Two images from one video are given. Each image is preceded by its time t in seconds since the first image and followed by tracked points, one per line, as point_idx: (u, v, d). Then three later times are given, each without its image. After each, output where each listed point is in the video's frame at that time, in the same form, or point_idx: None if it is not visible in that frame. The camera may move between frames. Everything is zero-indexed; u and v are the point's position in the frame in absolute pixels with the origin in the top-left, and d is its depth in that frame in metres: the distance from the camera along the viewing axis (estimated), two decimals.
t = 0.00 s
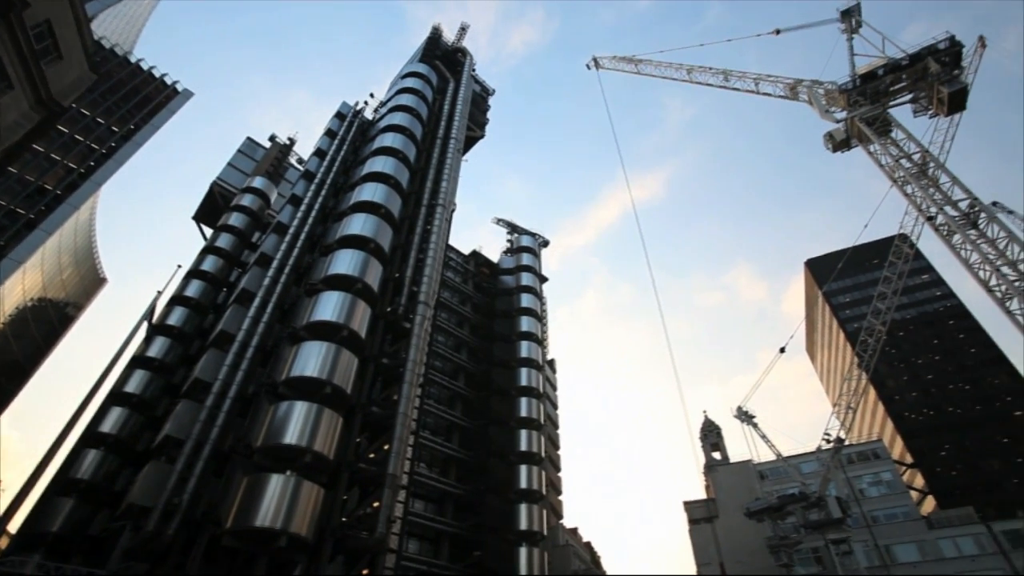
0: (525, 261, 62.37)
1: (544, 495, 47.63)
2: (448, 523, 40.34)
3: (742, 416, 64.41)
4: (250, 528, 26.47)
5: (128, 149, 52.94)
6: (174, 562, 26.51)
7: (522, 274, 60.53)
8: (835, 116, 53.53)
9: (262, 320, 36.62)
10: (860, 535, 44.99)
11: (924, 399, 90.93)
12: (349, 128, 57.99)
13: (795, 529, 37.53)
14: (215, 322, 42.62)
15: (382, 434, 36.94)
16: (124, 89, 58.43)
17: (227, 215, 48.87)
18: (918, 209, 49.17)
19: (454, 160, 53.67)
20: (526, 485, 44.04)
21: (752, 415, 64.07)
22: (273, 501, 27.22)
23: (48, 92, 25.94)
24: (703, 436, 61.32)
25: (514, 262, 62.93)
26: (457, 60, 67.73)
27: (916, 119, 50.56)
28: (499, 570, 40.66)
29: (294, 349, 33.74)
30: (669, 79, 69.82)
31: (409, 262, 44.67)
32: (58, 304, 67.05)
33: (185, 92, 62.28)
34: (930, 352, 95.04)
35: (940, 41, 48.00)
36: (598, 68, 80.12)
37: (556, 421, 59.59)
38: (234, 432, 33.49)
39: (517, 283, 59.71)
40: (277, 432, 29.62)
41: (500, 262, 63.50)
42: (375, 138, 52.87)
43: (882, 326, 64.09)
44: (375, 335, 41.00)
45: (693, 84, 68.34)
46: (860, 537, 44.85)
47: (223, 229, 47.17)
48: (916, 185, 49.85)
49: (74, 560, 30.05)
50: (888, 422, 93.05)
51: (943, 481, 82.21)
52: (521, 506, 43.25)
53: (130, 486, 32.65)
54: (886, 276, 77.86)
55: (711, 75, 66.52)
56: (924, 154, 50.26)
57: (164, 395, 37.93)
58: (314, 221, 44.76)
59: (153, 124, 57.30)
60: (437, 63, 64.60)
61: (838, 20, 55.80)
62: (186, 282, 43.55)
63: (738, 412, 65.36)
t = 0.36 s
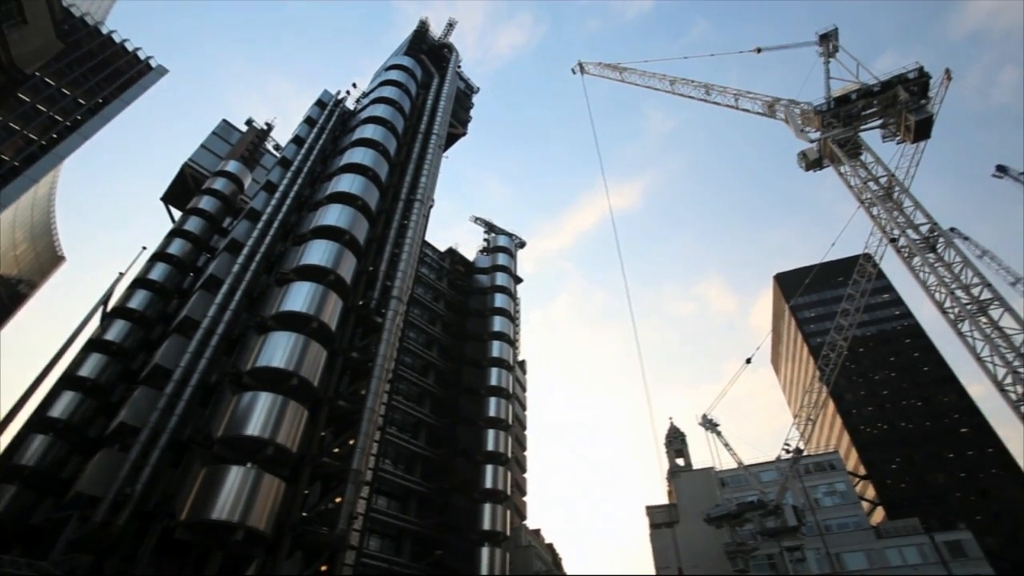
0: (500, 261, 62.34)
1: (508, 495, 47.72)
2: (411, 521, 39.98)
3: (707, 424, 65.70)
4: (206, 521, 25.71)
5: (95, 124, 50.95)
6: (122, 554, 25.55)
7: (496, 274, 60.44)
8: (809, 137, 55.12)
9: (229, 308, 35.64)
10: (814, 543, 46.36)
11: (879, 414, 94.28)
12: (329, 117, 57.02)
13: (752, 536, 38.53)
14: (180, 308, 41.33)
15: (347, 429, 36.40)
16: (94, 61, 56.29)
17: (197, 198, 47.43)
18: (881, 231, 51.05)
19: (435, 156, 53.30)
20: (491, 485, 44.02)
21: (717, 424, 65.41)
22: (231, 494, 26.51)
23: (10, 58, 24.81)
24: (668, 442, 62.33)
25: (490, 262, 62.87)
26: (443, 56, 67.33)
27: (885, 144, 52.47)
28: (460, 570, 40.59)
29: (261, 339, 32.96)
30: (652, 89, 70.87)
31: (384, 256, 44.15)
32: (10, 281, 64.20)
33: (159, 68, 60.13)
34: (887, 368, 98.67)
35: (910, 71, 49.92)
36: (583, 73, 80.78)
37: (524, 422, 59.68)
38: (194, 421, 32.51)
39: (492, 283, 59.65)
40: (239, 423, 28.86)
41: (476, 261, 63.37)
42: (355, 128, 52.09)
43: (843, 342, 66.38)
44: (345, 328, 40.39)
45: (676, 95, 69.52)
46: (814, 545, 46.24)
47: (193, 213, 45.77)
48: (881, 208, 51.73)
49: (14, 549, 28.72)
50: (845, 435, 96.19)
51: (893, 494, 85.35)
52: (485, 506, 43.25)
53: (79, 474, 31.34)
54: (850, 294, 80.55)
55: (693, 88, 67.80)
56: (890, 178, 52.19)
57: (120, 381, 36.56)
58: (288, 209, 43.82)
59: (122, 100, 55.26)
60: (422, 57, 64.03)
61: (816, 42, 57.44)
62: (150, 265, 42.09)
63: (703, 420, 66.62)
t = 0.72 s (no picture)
0: (476, 259, 62.16)
1: (473, 495, 47.58)
2: (373, 518, 39.41)
3: (672, 430, 66.75)
4: (160, 512, 24.88)
5: (61, 94, 48.90)
6: (67, 544, 24.51)
7: (471, 273, 60.24)
8: (784, 155, 56.65)
9: (195, 293, 34.54)
10: (770, 549, 47.69)
11: (837, 426, 97.32)
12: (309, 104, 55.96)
13: (711, 541, 39.40)
14: (142, 291, 39.89)
15: (313, 422, 35.72)
16: (61, 29, 53.74)
17: (167, 178, 45.90)
18: (847, 249, 52.79)
19: (415, 150, 52.84)
20: (456, 484, 43.87)
21: (682, 430, 66.49)
22: (188, 485, 25.71)
23: None
24: (634, 447, 63.14)
25: (465, 260, 62.62)
26: (429, 50, 66.84)
27: (854, 166, 54.29)
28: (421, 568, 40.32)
29: (227, 327, 32.08)
30: (635, 98, 71.94)
31: (359, 249, 43.51)
32: None
33: (132, 41, 58.02)
34: (846, 383, 102.06)
35: (881, 97, 51.82)
36: (568, 77, 81.34)
37: (492, 421, 59.59)
38: (152, 409, 31.40)
39: (466, 281, 59.45)
40: (200, 412, 28.03)
41: (451, 258, 63.03)
42: (335, 117, 51.23)
43: (806, 355, 68.44)
44: (315, 320, 39.63)
45: (658, 106, 70.64)
46: (770, 552, 47.56)
47: (161, 193, 44.25)
48: (848, 227, 53.48)
49: None
50: (804, 445, 98.92)
51: (846, 504, 88.18)
52: (449, 504, 43.08)
53: (24, 460, 29.88)
54: (815, 309, 83.09)
55: (675, 100, 69.02)
56: (858, 199, 54.02)
57: (74, 364, 35.03)
58: (262, 195, 42.76)
59: (90, 72, 53.15)
60: (408, 50, 63.39)
61: (795, 63, 59.08)
62: (113, 245, 40.52)
63: (668, 426, 67.68)
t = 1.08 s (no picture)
0: (452, 257, 61.87)
1: (438, 494, 47.33)
2: (336, 514, 38.81)
3: (639, 435, 67.65)
4: (112, 502, 23.99)
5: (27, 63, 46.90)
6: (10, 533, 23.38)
7: (447, 270, 59.93)
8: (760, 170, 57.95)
9: (160, 277, 33.41)
10: (729, 555, 48.79)
11: (798, 436, 100.04)
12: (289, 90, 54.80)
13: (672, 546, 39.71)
14: (104, 272, 38.42)
15: (278, 414, 35.00)
16: None
17: (136, 157, 44.32)
18: (816, 265, 54.35)
19: (396, 144, 52.30)
20: (422, 482, 43.58)
21: (649, 436, 67.43)
22: (143, 475, 24.85)
23: None
24: (601, 450, 63.77)
25: (442, 257, 62.27)
26: (415, 44, 66.23)
27: (826, 184, 55.88)
28: (383, 566, 39.97)
29: (193, 314, 31.16)
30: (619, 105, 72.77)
31: (334, 240, 42.81)
32: None
33: (105, 13, 56.07)
34: (808, 395, 105.06)
35: (854, 119, 53.52)
36: (553, 80, 81.75)
37: (461, 420, 59.33)
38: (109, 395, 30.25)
39: (442, 278, 59.11)
40: (160, 400, 27.15)
41: (428, 255, 62.62)
42: (316, 106, 50.28)
43: (772, 366, 70.21)
44: (286, 310, 38.81)
45: (641, 114, 71.57)
46: (728, 557, 48.65)
47: (129, 172, 42.70)
48: (818, 244, 55.06)
49: None
50: (765, 454, 101.38)
51: (803, 512, 90.69)
52: (414, 502, 42.77)
53: None
54: (783, 321, 85.23)
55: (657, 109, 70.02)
56: (828, 217, 55.64)
57: (27, 345, 33.48)
58: (236, 180, 41.67)
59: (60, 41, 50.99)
60: (394, 43, 62.68)
61: (775, 81, 60.50)
62: (75, 223, 38.90)
63: (636, 431, 68.58)
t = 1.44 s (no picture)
0: (425, 253, 61.35)
1: (398, 490, 46.80)
2: (292, 507, 37.96)
3: (601, 440, 68.34)
4: (52, 489, 22.90)
5: None
6: None
7: (419, 266, 59.37)
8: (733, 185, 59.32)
9: (119, 256, 32.06)
10: (683, 560, 49.80)
11: (755, 446, 102.73)
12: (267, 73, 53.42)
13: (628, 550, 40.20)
14: (58, 248, 36.65)
15: (237, 404, 34.02)
16: None
17: (100, 130, 42.50)
18: (781, 282, 55.94)
19: (375, 136, 51.59)
20: (382, 478, 43.00)
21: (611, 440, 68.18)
22: (89, 462, 23.83)
23: None
24: (563, 453, 64.16)
25: (415, 252, 61.64)
26: (400, 35, 65.56)
27: (795, 204, 57.63)
28: (337, 562, 39.27)
29: (152, 296, 30.05)
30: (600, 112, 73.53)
31: (305, 229, 41.90)
32: None
33: None
34: (767, 407, 108.07)
35: (824, 142, 55.41)
36: (537, 82, 82.05)
37: (425, 418, 58.83)
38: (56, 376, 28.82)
39: (414, 273, 58.52)
40: (111, 384, 26.08)
41: (401, 249, 61.93)
42: (294, 90, 49.14)
43: (734, 377, 72.01)
44: (251, 297, 37.76)
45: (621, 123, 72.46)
46: (682, 562, 49.67)
47: (91, 145, 40.91)
48: (784, 260, 56.68)
49: None
50: (723, 463, 103.75)
51: (756, 520, 93.15)
52: (373, 498, 42.17)
53: None
54: (746, 334, 87.42)
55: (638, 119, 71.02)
56: (795, 235, 57.34)
57: None
58: (206, 161, 40.38)
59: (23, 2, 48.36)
60: (378, 33, 61.80)
61: (752, 100, 62.09)
62: (28, 193, 37.00)
63: (598, 435, 69.25)
